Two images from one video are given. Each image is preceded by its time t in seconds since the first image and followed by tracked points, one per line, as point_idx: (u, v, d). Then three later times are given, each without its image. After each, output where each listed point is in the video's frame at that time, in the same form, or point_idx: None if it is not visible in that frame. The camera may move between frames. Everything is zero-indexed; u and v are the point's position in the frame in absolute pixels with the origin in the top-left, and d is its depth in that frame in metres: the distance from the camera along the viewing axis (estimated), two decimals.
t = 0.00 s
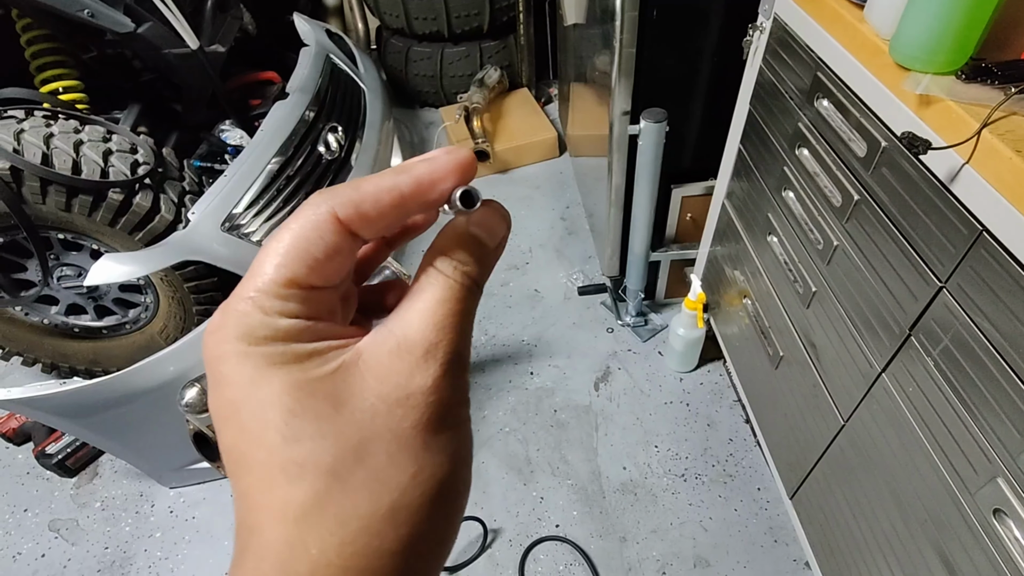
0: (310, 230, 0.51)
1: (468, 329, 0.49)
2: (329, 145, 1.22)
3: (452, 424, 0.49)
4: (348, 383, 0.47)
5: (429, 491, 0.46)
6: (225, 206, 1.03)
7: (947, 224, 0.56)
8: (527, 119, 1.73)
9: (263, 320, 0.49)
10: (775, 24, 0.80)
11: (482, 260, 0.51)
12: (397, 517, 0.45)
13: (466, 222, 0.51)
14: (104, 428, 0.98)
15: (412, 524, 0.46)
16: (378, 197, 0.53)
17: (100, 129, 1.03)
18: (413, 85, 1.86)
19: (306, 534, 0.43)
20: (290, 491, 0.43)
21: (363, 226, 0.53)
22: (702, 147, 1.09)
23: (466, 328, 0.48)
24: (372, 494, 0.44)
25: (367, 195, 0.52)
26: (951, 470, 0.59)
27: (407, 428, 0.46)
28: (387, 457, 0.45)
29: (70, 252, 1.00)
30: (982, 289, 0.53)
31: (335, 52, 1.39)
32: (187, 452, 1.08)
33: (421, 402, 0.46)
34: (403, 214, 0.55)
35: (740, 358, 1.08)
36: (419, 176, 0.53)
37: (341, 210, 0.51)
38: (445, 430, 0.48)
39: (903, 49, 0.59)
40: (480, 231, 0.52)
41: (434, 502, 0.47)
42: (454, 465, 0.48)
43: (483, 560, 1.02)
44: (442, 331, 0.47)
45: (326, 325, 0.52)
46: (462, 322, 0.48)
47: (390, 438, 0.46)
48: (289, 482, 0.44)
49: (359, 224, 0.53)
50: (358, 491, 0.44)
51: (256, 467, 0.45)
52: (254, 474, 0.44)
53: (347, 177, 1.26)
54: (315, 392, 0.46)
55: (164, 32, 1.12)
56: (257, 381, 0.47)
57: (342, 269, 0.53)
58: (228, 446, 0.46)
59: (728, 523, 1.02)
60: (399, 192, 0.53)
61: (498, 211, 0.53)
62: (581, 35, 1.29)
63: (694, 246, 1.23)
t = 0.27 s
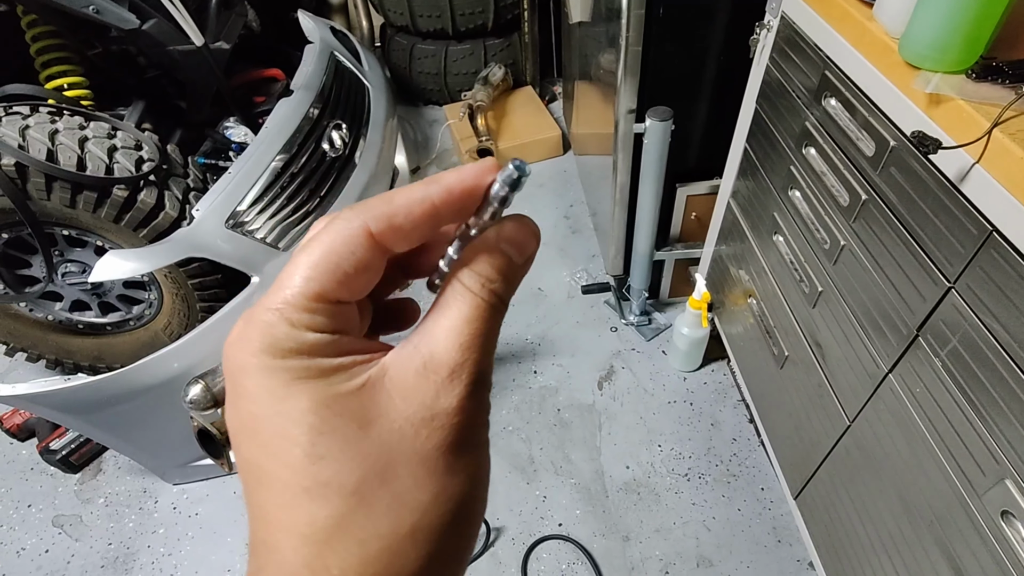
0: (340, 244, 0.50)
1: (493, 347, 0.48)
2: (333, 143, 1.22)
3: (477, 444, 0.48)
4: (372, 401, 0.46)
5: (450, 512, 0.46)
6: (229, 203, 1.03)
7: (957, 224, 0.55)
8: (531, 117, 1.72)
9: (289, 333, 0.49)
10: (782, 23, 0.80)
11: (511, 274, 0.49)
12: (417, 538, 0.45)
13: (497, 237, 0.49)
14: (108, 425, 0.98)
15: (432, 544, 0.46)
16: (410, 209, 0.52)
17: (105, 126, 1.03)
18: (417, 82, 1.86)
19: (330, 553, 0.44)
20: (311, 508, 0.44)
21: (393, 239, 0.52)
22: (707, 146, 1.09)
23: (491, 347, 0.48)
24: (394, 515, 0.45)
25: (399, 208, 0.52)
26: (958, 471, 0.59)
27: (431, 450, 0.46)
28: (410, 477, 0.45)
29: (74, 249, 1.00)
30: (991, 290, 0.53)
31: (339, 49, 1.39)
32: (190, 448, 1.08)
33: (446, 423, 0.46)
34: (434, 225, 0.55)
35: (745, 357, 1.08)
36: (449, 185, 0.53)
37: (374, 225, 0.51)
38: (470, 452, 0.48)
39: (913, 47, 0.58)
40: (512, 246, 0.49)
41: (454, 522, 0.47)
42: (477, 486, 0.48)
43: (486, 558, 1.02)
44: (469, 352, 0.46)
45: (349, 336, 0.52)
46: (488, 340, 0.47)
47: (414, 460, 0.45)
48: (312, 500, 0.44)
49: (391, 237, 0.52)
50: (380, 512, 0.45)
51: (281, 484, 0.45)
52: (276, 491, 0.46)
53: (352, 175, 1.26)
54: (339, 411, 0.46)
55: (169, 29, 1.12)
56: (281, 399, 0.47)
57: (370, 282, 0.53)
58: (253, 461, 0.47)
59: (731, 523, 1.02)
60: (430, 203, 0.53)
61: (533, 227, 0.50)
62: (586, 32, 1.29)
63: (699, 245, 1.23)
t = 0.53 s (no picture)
0: (317, 236, 0.54)
1: (490, 355, 0.47)
2: (334, 141, 1.22)
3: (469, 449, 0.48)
4: (362, 400, 0.46)
5: (438, 517, 0.46)
6: (229, 201, 1.02)
7: (959, 224, 0.55)
8: (532, 116, 1.72)
9: (271, 325, 0.50)
10: (785, 21, 0.79)
11: (519, 282, 0.48)
12: (403, 542, 0.44)
13: (512, 249, 0.48)
14: (108, 423, 0.98)
15: (419, 550, 0.45)
16: (382, 203, 0.57)
17: (105, 123, 1.03)
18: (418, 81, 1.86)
19: (314, 553, 0.43)
20: (301, 508, 0.44)
21: (365, 230, 0.58)
22: (708, 145, 1.09)
23: (488, 353, 0.47)
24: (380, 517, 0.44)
25: (371, 202, 0.57)
26: (961, 474, 0.59)
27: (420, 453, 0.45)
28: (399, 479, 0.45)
29: (75, 246, 1.00)
30: (994, 291, 0.52)
31: (340, 47, 1.39)
32: (190, 447, 1.08)
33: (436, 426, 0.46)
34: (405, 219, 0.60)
35: (746, 357, 1.07)
36: (422, 185, 0.58)
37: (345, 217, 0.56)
38: (461, 456, 0.47)
39: (914, 47, 0.58)
40: (523, 259, 0.48)
41: (442, 527, 0.46)
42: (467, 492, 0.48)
43: (485, 557, 1.02)
44: (466, 358, 0.46)
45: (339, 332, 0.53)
46: (487, 347, 0.47)
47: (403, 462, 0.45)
48: (303, 499, 0.44)
49: (362, 229, 0.57)
50: (367, 513, 0.44)
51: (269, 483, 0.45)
52: (265, 492, 0.45)
53: (353, 173, 1.26)
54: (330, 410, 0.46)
55: (169, 27, 1.12)
56: (269, 398, 0.46)
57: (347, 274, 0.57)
58: (242, 461, 0.47)
59: (731, 523, 1.02)
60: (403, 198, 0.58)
61: (546, 242, 0.49)
62: (588, 31, 1.29)
63: (700, 245, 1.22)
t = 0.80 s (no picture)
0: (326, 242, 0.56)
1: (474, 358, 0.47)
2: (332, 140, 1.22)
3: (451, 456, 0.48)
4: (343, 404, 0.46)
5: (416, 525, 0.45)
6: (227, 201, 1.03)
7: (956, 225, 0.55)
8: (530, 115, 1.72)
9: (266, 325, 0.51)
10: (783, 20, 0.79)
11: (505, 280, 0.47)
12: (379, 550, 0.44)
13: (495, 240, 0.46)
14: (106, 423, 0.98)
15: (397, 555, 0.45)
16: (395, 222, 0.58)
17: (102, 123, 1.03)
18: (417, 80, 1.86)
19: (292, 556, 0.44)
20: (285, 507, 0.44)
21: (376, 243, 0.59)
22: (706, 145, 1.09)
23: (472, 357, 0.46)
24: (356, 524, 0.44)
25: (383, 215, 0.58)
26: (957, 475, 0.59)
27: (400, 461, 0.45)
28: (378, 483, 0.45)
29: (72, 246, 1.00)
30: (990, 292, 0.52)
31: (339, 47, 1.39)
32: (188, 446, 1.08)
33: (417, 434, 0.45)
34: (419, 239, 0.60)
35: (743, 357, 1.07)
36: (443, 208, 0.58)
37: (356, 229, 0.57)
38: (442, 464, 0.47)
39: (912, 49, 0.58)
40: (509, 250, 0.46)
41: (420, 535, 0.46)
42: (448, 499, 0.47)
43: (483, 558, 1.01)
44: (449, 367, 0.45)
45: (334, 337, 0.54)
46: (470, 351, 0.46)
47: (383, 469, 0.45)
48: (292, 499, 0.44)
49: (372, 240, 0.58)
50: (343, 519, 0.44)
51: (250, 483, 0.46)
52: (246, 489, 0.46)
53: (351, 172, 1.26)
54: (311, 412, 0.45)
55: (167, 26, 1.12)
56: (253, 399, 0.47)
57: (353, 283, 0.58)
58: (225, 461, 0.47)
59: (729, 524, 1.02)
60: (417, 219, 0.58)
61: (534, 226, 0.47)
62: (586, 30, 1.29)
63: (698, 244, 1.22)
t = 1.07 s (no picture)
0: (341, 244, 0.59)
1: (477, 373, 0.45)
2: (330, 140, 1.22)
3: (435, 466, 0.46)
4: (329, 404, 0.46)
5: (388, 533, 0.44)
6: (224, 201, 1.02)
7: (953, 225, 0.55)
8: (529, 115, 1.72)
9: (279, 320, 0.53)
10: (780, 20, 0.79)
11: (514, 295, 0.46)
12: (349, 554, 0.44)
13: (505, 251, 0.47)
14: (103, 423, 0.98)
15: (375, 558, 0.44)
16: (408, 232, 0.60)
17: (98, 122, 1.03)
18: (415, 79, 1.85)
19: (265, 549, 0.44)
20: (275, 498, 0.45)
21: (390, 245, 0.61)
22: (704, 144, 1.08)
23: (474, 372, 0.45)
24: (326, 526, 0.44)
25: (395, 220, 0.59)
26: (954, 476, 0.58)
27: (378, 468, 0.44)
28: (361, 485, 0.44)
29: (69, 246, 1.00)
30: (988, 293, 0.52)
31: (336, 46, 1.38)
32: (185, 447, 1.08)
33: (396, 439, 0.44)
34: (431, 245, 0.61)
35: (741, 357, 1.07)
36: (457, 213, 0.58)
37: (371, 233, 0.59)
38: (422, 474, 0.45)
39: (910, 47, 0.57)
40: (518, 261, 0.47)
41: (393, 544, 0.45)
42: (428, 510, 0.46)
43: (481, 558, 1.01)
44: (442, 374, 0.44)
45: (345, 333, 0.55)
46: (472, 365, 0.45)
47: (358, 474, 0.44)
48: (283, 493, 0.45)
49: (385, 243, 0.60)
50: (316, 519, 0.44)
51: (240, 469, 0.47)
52: (237, 478, 0.47)
53: (348, 172, 1.26)
54: (297, 408, 0.46)
55: (164, 26, 1.11)
56: (257, 388, 0.48)
57: (367, 284, 0.61)
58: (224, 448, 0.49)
59: (726, 523, 1.02)
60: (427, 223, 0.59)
61: (542, 242, 0.48)
62: (584, 29, 1.28)
63: (696, 244, 1.22)
